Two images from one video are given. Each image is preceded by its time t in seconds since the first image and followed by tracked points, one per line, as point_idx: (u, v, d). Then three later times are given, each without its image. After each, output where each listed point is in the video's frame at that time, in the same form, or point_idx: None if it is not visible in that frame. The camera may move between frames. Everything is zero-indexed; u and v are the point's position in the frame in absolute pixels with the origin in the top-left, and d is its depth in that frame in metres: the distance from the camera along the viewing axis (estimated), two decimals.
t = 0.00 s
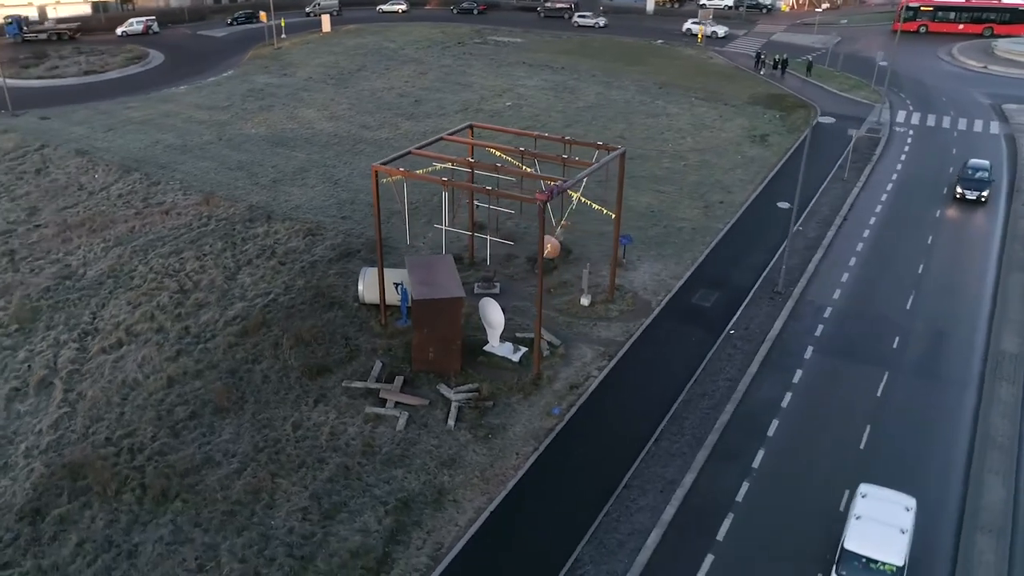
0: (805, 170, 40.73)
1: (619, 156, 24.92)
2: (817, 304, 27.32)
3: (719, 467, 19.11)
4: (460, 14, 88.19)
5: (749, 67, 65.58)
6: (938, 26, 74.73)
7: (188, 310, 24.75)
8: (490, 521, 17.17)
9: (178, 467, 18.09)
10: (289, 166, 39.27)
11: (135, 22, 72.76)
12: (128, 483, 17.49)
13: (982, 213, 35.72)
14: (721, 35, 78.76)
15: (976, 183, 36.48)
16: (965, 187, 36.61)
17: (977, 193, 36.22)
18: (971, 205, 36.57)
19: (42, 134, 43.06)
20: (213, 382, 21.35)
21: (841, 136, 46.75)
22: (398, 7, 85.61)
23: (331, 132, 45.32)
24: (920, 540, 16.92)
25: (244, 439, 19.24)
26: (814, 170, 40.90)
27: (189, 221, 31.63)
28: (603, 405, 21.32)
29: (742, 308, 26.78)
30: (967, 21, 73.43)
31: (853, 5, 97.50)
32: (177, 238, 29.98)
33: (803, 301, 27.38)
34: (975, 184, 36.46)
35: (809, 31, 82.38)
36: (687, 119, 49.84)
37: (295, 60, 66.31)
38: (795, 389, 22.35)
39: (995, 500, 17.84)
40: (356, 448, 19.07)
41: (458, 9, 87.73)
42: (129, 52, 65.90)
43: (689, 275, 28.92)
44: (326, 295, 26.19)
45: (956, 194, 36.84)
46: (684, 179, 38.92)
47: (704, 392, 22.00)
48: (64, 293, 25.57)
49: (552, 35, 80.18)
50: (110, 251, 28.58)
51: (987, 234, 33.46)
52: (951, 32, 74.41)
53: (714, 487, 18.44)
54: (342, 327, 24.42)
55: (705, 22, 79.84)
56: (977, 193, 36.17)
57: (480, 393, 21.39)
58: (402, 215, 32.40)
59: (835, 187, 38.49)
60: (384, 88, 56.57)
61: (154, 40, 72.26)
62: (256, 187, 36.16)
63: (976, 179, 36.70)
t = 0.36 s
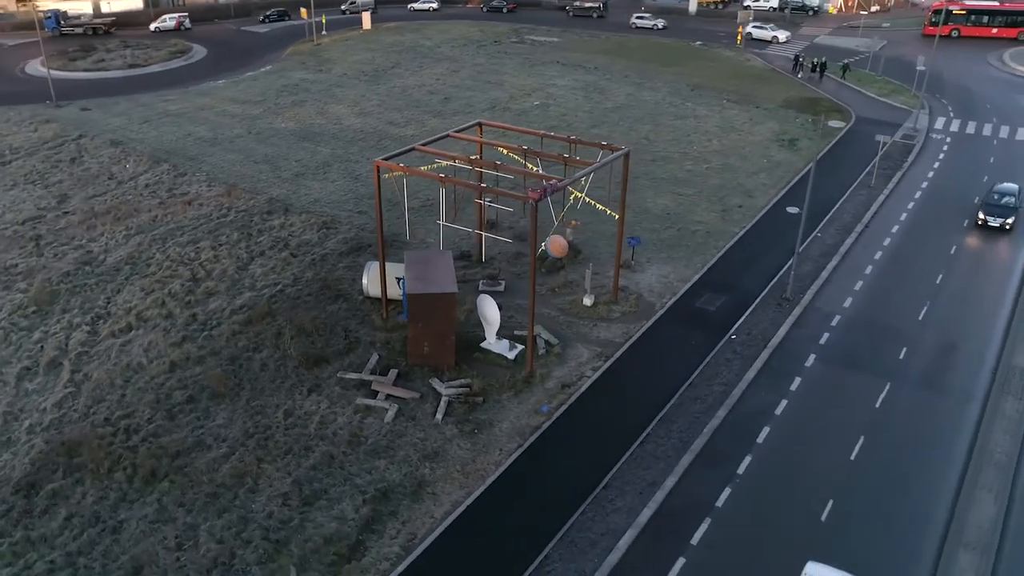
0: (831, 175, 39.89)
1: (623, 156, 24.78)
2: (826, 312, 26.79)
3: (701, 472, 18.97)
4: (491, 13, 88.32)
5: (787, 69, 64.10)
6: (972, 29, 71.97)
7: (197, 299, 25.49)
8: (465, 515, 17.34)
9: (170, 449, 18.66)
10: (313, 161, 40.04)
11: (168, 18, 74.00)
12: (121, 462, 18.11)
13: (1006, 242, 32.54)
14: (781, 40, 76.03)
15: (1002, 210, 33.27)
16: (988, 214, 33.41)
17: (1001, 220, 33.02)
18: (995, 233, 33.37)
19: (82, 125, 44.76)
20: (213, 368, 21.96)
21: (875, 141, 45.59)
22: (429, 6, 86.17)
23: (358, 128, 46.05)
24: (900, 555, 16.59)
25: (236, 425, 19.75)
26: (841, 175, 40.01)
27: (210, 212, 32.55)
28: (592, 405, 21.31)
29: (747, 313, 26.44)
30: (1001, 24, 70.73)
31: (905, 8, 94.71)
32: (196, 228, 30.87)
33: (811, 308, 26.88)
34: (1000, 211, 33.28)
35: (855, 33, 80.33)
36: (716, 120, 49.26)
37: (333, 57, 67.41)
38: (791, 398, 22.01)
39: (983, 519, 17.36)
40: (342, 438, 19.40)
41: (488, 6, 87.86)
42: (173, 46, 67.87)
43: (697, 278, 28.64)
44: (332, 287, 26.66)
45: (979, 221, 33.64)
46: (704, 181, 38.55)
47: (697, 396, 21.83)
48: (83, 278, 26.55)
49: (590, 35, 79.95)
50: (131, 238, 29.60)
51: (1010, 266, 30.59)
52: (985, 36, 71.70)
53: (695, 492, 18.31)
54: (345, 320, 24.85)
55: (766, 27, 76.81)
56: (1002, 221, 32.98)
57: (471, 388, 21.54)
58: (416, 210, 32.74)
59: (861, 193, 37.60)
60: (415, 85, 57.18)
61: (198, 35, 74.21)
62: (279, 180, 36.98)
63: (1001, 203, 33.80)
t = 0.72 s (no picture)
0: (855, 181, 39.08)
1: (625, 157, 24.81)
2: (831, 319, 26.31)
3: (683, 476, 18.87)
4: (518, 12, 88.17)
5: (822, 73, 62.60)
6: (1000, 33, 70.35)
7: (205, 288, 26.19)
8: (440, 509, 17.52)
9: (162, 433, 19.24)
10: (334, 156, 40.69)
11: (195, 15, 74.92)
12: (115, 444, 18.74)
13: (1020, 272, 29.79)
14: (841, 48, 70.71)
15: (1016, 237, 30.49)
16: (1000, 241, 30.65)
17: (1015, 250, 30.24)
18: (1009, 262, 30.59)
19: (117, 117, 46.23)
20: (213, 355, 22.55)
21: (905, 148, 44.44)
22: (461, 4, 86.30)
23: (383, 125, 46.62)
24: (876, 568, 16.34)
25: (229, 411, 20.26)
26: (866, 181, 39.17)
27: (228, 204, 33.37)
28: (581, 405, 21.32)
29: (750, 318, 26.14)
30: None
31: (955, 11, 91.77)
32: (213, 220, 31.69)
33: (817, 315, 26.45)
34: (1015, 238, 30.49)
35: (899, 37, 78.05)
36: (742, 123, 48.62)
37: (366, 55, 68.26)
38: (784, 405, 21.71)
39: (967, 535, 16.98)
40: (330, 428, 19.77)
41: (515, 5, 87.85)
42: (213, 41, 69.52)
43: (703, 282, 28.40)
44: (337, 281, 27.11)
45: (991, 249, 30.88)
46: (722, 185, 38.14)
47: (688, 400, 21.70)
48: (100, 265, 27.48)
49: (625, 36, 79.52)
50: (150, 229, 30.52)
51: (1023, 296, 28.10)
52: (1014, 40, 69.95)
53: (674, 495, 18.24)
54: (346, 313, 25.27)
55: (826, 32, 72.24)
56: (1015, 250, 30.21)
57: (462, 384, 21.74)
58: (428, 206, 33.06)
59: (884, 200, 36.74)
60: (444, 84, 57.62)
61: (238, 31, 75.88)
62: (299, 175, 37.69)
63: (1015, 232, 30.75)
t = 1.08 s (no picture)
0: (876, 187, 38.31)
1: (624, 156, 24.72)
2: (833, 326, 25.87)
3: (662, 478, 18.82)
4: (543, 10, 88.22)
5: (855, 77, 61.23)
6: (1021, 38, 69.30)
7: (211, 278, 26.83)
8: (415, 502, 17.75)
9: (155, 417, 19.79)
10: (352, 153, 41.27)
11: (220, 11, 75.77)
12: (108, 426, 19.33)
13: None
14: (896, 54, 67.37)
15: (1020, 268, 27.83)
16: (1002, 271, 28.03)
17: (1017, 281, 27.61)
18: (1011, 295, 27.94)
19: (148, 110, 47.53)
20: (212, 344, 23.11)
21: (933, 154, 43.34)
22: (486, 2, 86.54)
23: (405, 122, 47.08)
24: None
25: (221, 399, 20.76)
26: (887, 187, 38.35)
27: (243, 197, 34.10)
28: (568, 405, 21.37)
29: (750, 322, 25.86)
30: None
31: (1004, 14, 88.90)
32: (227, 212, 32.41)
33: (819, 322, 26.05)
34: (1018, 269, 27.84)
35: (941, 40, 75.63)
36: (766, 125, 47.97)
37: (396, 52, 68.88)
38: (774, 411, 21.44)
39: (945, 549, 16.66)
40: (316, 419, 20.14)
41: (539, 4, 87.95)
42: (248, 37, 70.92)
43: (707, 285, 28.17)
44: (341, 275, 27.51)
45: (992, 279, 28.28)
46: (738, 188, 37.72)
47: (676, 402, 21.62)
48: (114, 254, 28.33)
49: (657, 36, 78.90)
50: (165, 220, 31.36)
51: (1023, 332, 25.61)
52: None
53: (650, 497, 18.22)
54: (346, 306, 25.65)
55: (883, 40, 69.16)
56: (1018, 281, 27.57)
57: (451, 379, 21.96)
58: (438, 203, 33.34)
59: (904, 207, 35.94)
60: (469, 82, 57.93)
61: (273, 28, 77.25)
62: (316, 170, 38.31)
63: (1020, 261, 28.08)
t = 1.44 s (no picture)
0: (894, 194, 37.57)
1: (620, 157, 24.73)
2: (832, 333, 25.51)
3: (638, 479, 18.82)
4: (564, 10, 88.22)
5: (884, 80, 60.04)
6: None
7: (216, 269, 27.45)
8: (389, 493, 18.02)
9: (146, 402, 20.36)
10: (368, 149, 41.79)
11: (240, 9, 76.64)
12: (101, 410, 19.96)
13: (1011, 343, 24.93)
14: (954, 63, 64.19)
15: (1009, 301, 25.75)
16: (989, 303, 25.96)
17: (1005, 315, 25.49)
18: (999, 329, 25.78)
19: (174, 104, 48.71)
20: (210, 333, 23.68)
21: (957, 160, 42.31)
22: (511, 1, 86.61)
23: (423, 119, 47.48)
24: None
25: (212, 387, 21.26)
26: (906, 194, 37.58)
27: (256, 191, 34.80)
28: (552, 403, 21.46)
29: (747, 326, 25.64)
30: None
31: None
32: (238, 205, 33.12)
33: (817, 328, 25.71)
34: (1006, 301, 25.80)
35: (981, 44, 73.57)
36: (787, 128, 47.35)
37: (423, 51, 69.38)
38: (760, 415, 21.26)
39: (916, 562, 16.47)
40: (302, 409, 20.52)
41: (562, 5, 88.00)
42: (279, 34, 72.13)
43: (707, 287, 27.97)
44: (342, 269, 27.92)
45: (978, 311, 26.19)
46: (750, 191, 37.33)
47: (661, 404, 21.58)
48: (126, 244, 29.15)
49: (686, 37, 78.30)
50: (179, 211, 32.18)
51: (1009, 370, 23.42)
52: None
53: (624, 497, 18.24)
54: (344, 300, 26.04)
55: (940, 47, 65.87)
56: (1006, 314, 25.49)
57: (438, 374, 22.19)
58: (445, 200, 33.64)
59: (920, 214, 35.19)
60: (492, 81, 58.20)
61: (304, 25, 78.43)
62: (331, 165, 38.89)
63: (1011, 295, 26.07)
